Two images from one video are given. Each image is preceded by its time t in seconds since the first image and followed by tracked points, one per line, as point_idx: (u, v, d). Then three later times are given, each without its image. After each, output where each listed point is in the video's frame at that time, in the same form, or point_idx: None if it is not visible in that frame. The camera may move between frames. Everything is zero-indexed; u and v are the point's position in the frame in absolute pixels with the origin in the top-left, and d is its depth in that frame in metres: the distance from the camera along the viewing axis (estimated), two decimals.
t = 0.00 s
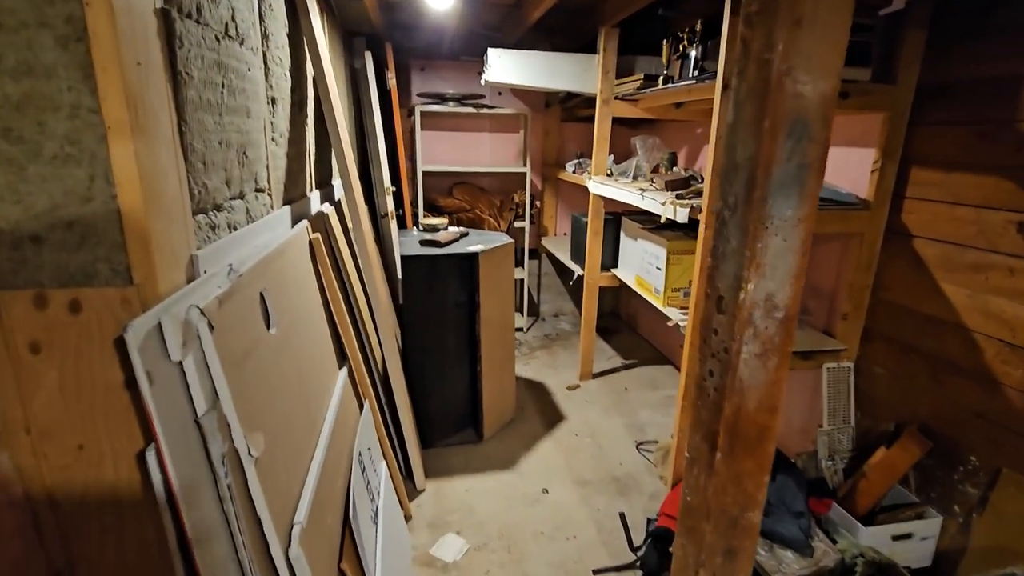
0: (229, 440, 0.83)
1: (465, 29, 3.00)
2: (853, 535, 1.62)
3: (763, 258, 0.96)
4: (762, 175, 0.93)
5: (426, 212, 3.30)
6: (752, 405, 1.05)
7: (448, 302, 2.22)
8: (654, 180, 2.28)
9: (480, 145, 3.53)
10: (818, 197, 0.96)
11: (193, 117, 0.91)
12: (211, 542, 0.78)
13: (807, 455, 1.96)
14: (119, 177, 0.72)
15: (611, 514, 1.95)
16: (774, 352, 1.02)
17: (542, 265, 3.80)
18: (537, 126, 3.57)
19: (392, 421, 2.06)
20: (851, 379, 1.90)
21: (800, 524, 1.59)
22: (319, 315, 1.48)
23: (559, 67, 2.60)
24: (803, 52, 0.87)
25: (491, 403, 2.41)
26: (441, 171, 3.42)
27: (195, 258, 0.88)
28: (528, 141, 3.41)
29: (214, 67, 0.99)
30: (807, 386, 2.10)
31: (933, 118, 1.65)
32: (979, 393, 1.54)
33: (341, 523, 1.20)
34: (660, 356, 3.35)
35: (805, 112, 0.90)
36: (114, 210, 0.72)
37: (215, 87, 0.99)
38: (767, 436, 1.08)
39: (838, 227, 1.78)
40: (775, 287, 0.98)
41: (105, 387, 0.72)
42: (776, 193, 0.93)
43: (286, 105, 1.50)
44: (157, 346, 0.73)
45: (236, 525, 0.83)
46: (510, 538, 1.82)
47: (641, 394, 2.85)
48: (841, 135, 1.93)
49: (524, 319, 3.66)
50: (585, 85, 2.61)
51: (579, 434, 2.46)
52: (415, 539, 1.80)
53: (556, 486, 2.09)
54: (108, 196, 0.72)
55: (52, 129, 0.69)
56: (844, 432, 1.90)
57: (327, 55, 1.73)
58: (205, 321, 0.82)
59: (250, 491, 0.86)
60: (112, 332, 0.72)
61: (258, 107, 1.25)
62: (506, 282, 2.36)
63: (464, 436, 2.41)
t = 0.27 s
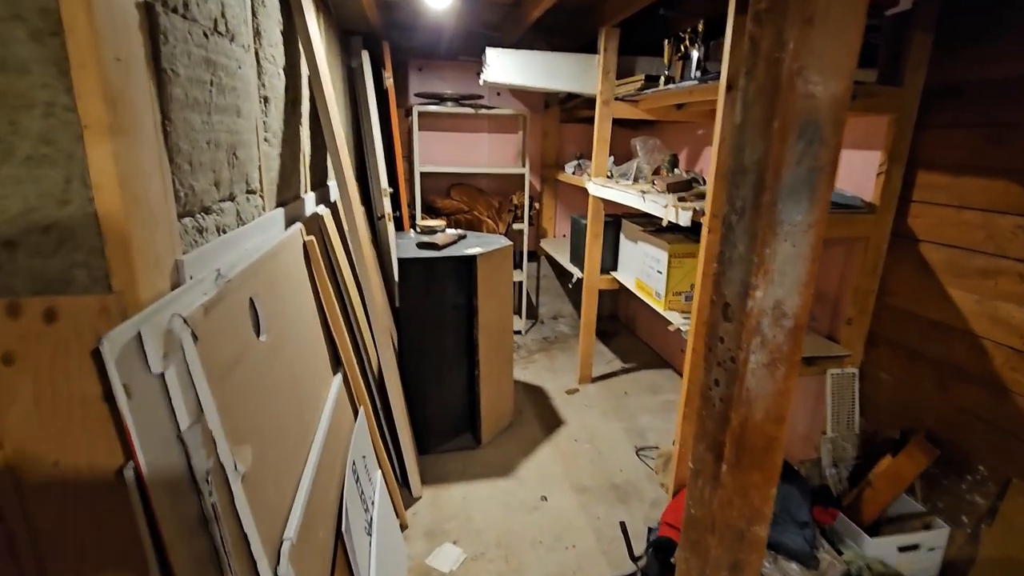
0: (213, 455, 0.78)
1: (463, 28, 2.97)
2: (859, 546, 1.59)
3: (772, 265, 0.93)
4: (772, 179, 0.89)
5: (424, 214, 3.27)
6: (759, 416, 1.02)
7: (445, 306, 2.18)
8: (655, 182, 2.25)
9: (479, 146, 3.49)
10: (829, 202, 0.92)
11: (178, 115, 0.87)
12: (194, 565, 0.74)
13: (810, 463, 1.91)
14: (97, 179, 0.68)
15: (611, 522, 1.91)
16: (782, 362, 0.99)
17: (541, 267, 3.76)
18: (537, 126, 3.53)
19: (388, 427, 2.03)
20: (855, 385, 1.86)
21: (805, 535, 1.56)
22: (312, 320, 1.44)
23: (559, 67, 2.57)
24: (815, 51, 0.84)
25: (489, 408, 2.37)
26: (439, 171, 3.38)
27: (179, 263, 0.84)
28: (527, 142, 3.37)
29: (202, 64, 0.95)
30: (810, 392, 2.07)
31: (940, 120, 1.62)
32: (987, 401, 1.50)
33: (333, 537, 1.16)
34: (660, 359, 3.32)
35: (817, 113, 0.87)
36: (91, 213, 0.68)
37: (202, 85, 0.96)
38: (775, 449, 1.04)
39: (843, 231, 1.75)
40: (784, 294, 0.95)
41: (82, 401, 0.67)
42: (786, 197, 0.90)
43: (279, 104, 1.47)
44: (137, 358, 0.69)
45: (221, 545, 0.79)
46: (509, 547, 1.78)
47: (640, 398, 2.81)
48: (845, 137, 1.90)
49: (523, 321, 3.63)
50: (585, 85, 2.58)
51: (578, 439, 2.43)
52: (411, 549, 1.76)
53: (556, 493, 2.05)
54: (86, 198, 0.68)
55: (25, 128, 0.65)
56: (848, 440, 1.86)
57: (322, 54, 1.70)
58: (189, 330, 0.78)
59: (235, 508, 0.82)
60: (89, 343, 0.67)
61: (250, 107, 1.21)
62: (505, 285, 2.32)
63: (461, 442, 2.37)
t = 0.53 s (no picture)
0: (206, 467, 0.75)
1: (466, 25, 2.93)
2: (869, 553, 1.56)
3: (787, 269, 0.90)
4: (788, 180, 0.86)
5: (426, 213, 3.24)
6: (772, 425, 0.98)
7: (447, 306, 2.15)
8: (661, 181, 2.21)
9: (481, 145, 3.46)
10: (847, 204, 0.88)
11: (172, 113, 0.84)
12: None
13: (818, 467, 1.87)
14: (85, 179, 0.65)
15: (615, 527, 1.88)
16: (797, 369, 0.95)
17: (543, 266, 3.73)
18: (539, 125, 3.50)
19: (389, 430, 2.00)
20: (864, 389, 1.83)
21: (814, 543, 1.53)
22: (312, 322, 1.41)
23: (562, 64, 2.53)
24: (834, 47, 0.80)
25: (491, 410, 2.34)
26: (441, 170, 3.35)
27: (173, 266, 0.81)
28: (530, 140, 3.34)
29: (197, 59, 0.92)
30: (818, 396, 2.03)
31: (954, 119, 1.58)
32: (1002, 407, 1.47)
33: (332, 546, 1.13)
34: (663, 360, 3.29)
35: (836, 112, 0.83)
36: (80, 215, 0.65)
37: (197, 81, 0.92)
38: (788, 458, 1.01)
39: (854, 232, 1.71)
40: (799, 299, 0.91)
41: (71, 409, 0.61)
42: (803, 199, 0.86)
43: (279, 101, 1.44)
44: (126, 365, 0.66)
45: (216, 559, 0.76)
46: (511, 553, 1.75)
47: (644, 400, 2.78)
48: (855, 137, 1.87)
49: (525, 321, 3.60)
50: (589, 83, 2.55)
51: (581, 442, 2.40)
52: (412, 554, 1.74)
53: (559, 497, 2.02)
54: (74, 199, 0.65)
55: (9, 125, 0.62)
56: (857, 445, 1.83)
57: (323, 51, 1.66)
58: (183, 336, 0.75)
59: (231, 521, 0.79)
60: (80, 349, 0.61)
61: (248, 104, 1.18)
62: (507, 286, 2.29)
63: (463, 444, 2.34)
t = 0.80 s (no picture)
0: (195, 482, 0.72)
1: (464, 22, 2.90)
2: (875, 559, 1.54)
3: (797, 273, 0.87)
4: (799, 181, 0.83)
5: (423, 212, 3.21)
6: (781, 433, 0.96)
7: (445, 308, 2.12)
8: (662, 180, 2.18)
9: (479, 143, 3.43)
10: (860, 205, 0.85)
11: (159, 111, 0.80)
12: None
13: (822, 471, 1.83)
14: (65, 182, 0.61)
15: (616, 532, 1.86)
16: (807, 376, 0.93)
17: (542, 266, 3.71)
18: (538, 123, 3.47)
19: (387, 433, 1.97)
20: (868, 391, 1.81)
21: (819, 548, 1.52)
22: (308, 326, 1.38)
23: (562, 62, 2.50)
24: (848, 42, 0.77)
25: (490, 412, 2.32)
26: (439, 169, 3.31)
27: (161, 271, 0.78)
28: (529, 139, 3.31)
29: (185, 56, 0.89)
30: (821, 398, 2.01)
31: (962, 117, 1.55)
32: (1010, 409, 1.45)
33: (329, 556, 1.10)
34: (664, 360, 3.26)
35: (849, 110, 0.80)
36: (61, 220, 0.62)
37: (186, 78, 0.89)
38: (796, 467, 0.98)
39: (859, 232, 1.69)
40: (811, 304, 0.89)
41: (51, 423, 0.58)
42: (815, 200, 0.83)
43: (273, 99, 1.40)
44: (110, 378, 0.62)
45: None
46: (511, 559, 1.72)
47: (644, 401, 2.76)
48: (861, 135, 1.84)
49: (524, 321, 3.57)
50: (588, 81, 2.51)
51: (581, 444, 2.37)
52: (410, 560, 1.71)
53: (559, 501, 2.00)
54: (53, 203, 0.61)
55: None
56: (862, 447, 1.80)
57: (318, 48, 1.63)
58: (170, 346, 0.72)
59: (222, 538, 0.76)
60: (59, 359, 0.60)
61: (240, 102, 1.14)
62: (507, 286, 2.26)
63: (462, 447, 2.31)
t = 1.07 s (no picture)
0: (171, 516, 0.67)
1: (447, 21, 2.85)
2: (875, 557, 1.52)
3: (801, 275, 0.84)
4: (801, 180, 0.80)
5: (410, 214, 3.15)
6: (785, 439, 0.93)
7: (435, 312, 2.07)
8: (652, 178, 2.15)
9: (465, 143, 3.38)
10: (863, 203, 0.83)
11: (125, 118, 0.75)
12: None
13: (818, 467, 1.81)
14: (18, 196, 0.55)
15: (614, 536, 1.83)
16: (810, 380, 0.90)
17: (531, 266, 3.67)
18: (524, 122, 3.43)
19: (378, 443, 1.92)
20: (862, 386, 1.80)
21: (819, 548, 1.50)
22: (293, 337, 1.33)
23: (548, 59, 2.46)
24: (850, 35, 0.74)
25: (483, 417, 2.28)
26: (424, 170, 3.26)
27: (130, 289, 0.73)
28: (515, 138, 3.27)
29: (152, 58, 0.83)
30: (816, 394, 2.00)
31: (953, 110, 1.54)
32: (1007, 403, 1.44)
33: None
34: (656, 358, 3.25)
35: (852, 106, 0.77)
36: (16, 236, 0.55)
37: (154, 82, 0.84)
38: (800, 473, 0.96)
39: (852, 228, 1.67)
40: (814, 306, 0.86)
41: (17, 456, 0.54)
42: (817, 200, 0.80)
43: (250, 102, 1.35)
44: (75, 411, 0.56)
45: None
46: (508, 568, 1.69)
47: (637, 401, 2.74)
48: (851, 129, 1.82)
49: (514, 322, 3.53)
50: (575, 78, 2.48)
51: (576, 447, 2.34)
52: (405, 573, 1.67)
53: (555, 506, 1.97)
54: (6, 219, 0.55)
55: None
56: (858, 443, 1.79)
57: (297, 48, 1.57)
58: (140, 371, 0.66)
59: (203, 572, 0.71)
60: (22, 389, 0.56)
61: (215, 107, 1.09)
62: (497, 289, 2.22)
63: (456, 452, 2.28)
